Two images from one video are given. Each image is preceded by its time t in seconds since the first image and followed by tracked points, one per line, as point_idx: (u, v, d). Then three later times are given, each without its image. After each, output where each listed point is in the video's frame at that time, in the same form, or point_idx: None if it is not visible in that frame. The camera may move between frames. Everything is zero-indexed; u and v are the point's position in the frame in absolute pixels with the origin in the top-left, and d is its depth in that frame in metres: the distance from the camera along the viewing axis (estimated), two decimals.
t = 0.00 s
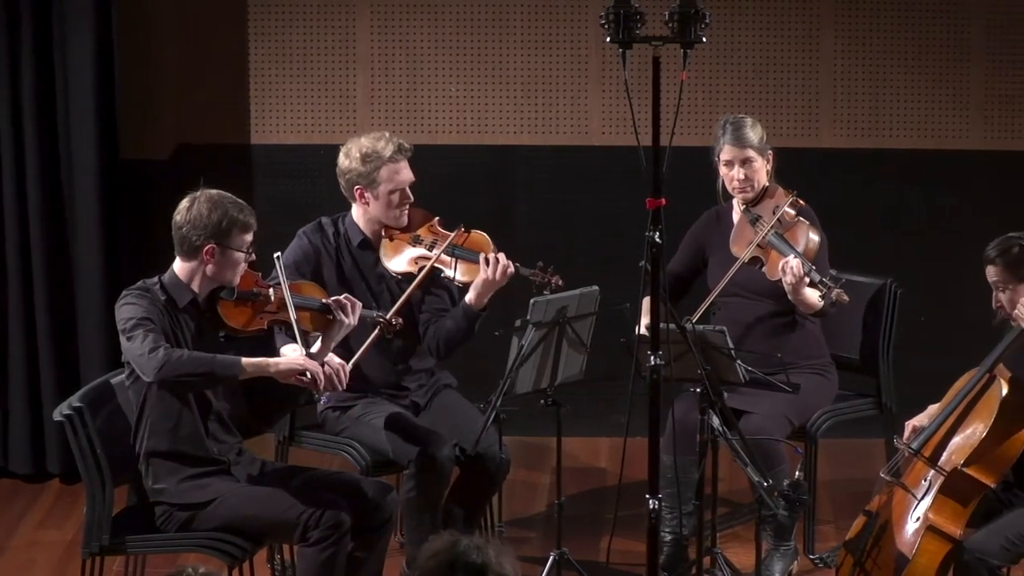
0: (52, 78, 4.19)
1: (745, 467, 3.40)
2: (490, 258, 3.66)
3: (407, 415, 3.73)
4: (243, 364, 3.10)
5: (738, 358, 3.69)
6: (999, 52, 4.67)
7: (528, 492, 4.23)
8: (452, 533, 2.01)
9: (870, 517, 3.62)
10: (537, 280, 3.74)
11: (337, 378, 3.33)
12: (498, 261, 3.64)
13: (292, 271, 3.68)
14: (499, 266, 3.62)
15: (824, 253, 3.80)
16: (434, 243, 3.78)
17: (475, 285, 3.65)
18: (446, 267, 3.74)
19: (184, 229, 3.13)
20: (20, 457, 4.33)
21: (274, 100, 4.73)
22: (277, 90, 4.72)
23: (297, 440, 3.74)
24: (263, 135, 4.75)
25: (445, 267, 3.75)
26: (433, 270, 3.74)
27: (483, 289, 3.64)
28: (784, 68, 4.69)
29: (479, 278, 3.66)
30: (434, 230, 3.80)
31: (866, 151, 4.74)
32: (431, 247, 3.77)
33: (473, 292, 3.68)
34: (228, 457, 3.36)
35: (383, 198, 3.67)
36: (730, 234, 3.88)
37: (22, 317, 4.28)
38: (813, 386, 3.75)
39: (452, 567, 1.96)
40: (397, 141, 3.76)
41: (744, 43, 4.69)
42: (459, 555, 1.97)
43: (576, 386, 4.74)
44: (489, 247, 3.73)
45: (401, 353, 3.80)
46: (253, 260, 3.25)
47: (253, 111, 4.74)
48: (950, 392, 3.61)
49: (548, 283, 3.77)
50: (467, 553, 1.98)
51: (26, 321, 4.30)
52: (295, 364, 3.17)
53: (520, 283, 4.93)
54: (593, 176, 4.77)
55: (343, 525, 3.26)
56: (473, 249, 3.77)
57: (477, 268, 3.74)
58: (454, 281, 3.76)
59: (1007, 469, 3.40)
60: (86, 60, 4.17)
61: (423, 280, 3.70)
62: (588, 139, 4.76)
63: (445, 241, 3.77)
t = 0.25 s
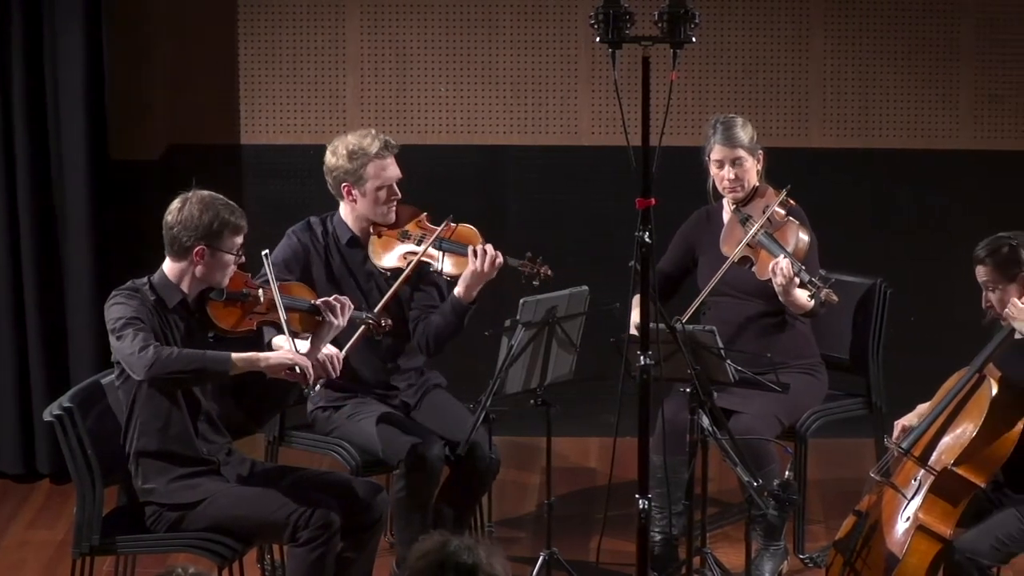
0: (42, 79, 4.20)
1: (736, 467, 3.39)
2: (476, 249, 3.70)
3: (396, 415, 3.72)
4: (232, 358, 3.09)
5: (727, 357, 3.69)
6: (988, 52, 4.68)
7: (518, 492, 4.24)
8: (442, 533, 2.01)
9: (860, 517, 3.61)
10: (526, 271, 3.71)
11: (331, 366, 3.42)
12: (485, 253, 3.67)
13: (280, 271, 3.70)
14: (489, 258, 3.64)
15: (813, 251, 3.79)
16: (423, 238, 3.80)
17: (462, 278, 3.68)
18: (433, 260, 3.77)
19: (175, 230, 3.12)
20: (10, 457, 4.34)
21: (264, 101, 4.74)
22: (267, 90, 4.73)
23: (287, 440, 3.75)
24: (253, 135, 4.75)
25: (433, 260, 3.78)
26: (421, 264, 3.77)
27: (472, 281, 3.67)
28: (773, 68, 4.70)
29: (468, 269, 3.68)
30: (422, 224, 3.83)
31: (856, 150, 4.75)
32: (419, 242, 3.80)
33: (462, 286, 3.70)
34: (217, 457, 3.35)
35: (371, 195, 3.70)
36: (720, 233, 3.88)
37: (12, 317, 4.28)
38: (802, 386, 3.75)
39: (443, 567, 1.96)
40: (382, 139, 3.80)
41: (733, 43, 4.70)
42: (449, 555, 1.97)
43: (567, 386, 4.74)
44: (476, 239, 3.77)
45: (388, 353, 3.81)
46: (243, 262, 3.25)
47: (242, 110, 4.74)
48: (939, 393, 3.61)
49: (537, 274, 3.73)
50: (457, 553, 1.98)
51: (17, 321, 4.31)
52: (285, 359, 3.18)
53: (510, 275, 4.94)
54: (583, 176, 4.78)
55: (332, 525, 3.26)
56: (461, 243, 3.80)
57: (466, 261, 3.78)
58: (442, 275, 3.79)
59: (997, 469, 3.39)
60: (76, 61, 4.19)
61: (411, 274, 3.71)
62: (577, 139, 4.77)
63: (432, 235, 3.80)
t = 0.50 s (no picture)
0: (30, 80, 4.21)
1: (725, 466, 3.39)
2: (465, 243, 3.71)
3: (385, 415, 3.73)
4: (223, 358, 3.09)
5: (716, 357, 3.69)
6: (976, 52, 4.69)
7: (507, 492, 4.24)
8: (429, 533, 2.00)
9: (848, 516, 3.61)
10: (517, 263, 3.76)
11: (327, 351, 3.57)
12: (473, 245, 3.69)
13: (269, 268, 3.71)
14: (478, 250, 3.68)
15: (803, 254, 3.80)
16: (412, 234, 3.83)
17: (452, 272, 3.69)
18: (421, 255, 3.81)
19: (169, 232, 3.12)
20: None
21: (252, 101, 4.74)
22: (255, 90, 4.73)
23: (276, 441, 3.75)
24: (242, 135, 4.76)
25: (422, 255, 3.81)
26: (410, 259, 3.79)
27: (461, 274, 3.68)
28: (761, 68, 4.71)
29: (457, 263, 3.69)
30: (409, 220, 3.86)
31: (844, 150, 4.75)
32: (408, 238, 3.82)
33: (451, 280, 3.70)
34: (206, 457, 3.35)
35: (359, 192, 3.69)
36: (709, 233, 3.88)
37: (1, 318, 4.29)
38: (791, 386, 3.74)
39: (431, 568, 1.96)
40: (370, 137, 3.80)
41: (722, 43, 4.70)
42: (438, 555, 1.95)
43: (557, 386, 4.75)
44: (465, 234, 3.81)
45: (376, 352, 3.81)
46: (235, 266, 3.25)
47: (230, 111, 4.75)
48: (928, 391, 3.61)
49: (525, 266, 3.77)
50: (446, 553, 1.96)
51: (6, 321, 4.32)
52: (274, 358, 3.17)
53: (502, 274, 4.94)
54: (572, 176, 4.79)
55: (320, 526, 3.26)
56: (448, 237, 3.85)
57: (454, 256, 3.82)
58: (430, 269, 3.83)
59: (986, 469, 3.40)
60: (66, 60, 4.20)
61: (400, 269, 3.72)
62: (566, 139, 4.77)
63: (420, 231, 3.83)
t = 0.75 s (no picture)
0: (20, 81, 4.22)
1: (715, 466, 3.38)
2: (458, 243, 3.74)
3: (375, 414, 3.73)
4: (216, 356, 3.10)
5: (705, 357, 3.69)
6: (965, 52, 4.70)
7: (497, 492, 4.25)
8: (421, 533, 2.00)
9: (838, 516, 3.60)
10: (510, 263, 3.76)
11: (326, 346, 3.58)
12: (465, 245, 3.71)
13: (258, 267, 3.71)
14: (471, 250, 3.68)
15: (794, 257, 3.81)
16: (403, 234, 3.85)
17: (445, 272, 3.71)
18: (413, 255, 3.82)
19: (162, 233, 3.12)
20: None
21: (242, 101, 4.74)
22: (244, 90, 4.73)
23: (266, 441, 3.76)
24: (232, 135, 4.76)
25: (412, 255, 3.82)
26: (401, 258, 3.81)
27: (453, 274, 3.70)
28: (750, 67, 4.72)
29: (449, 262, 3.71)
30: (401, 220, 3.87)
31: (834, 150, 4.76)
32: (399, 238, 3.84)
33: (444, 280, 3.72)
34: (196, 458, 3.34)
35: (351, 192, 3.70)
36: (699, 233, 3.88)
37: None
38: (781, 386, 3.74)
39: (422, 568, 1.96)
40: (363, 136, 3.79)
41: (711, 43, 4.71)
42: (429, 555, 1.96)
43: (546, 386, 4.75)
44: (456, 235, 3.83)
45: (366, 353, 3.82)
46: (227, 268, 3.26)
47: (220, 111, 4.75)
48: (919, 392, 3.60)
49: (518, 266, 3.78)
50: (437, 553, 1.96)
51: None
52: (265, 357, 3.18)
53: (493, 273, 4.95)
54: (561, 176, 4.79)
55: (310, 527, 3.26)
56: (440, 237, 3.87)
57: (445, 256, 3.83)
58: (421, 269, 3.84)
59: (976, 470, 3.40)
60: (59, 60, 4.21)
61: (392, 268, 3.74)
62: (555, 139, 4.78)
63: (411, 230, 3.84)
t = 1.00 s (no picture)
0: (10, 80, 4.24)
1: (705, 466, 3.38)
2: (451, 244, 3.71)
3: (365, 414, 3.73)
4: (208, 347, 3.11)
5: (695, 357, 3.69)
6: (956, 52, 4.70)
7: (487, 492, 4.25)
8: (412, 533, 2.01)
9: (828, 515, 3.60)
10: (503, 267, 3.72)
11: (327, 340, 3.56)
12: (458, 246, 3.69)
13: (250, 266, 3.69)
14: (463, 251, 3.67)
15: (785, 258, 3.80)
16: (396, 235, 3.84)
17: (437, 272, 3.68)
18: (406, 255, 3.81)
19: (152, 234, 3.11)
20: None
21: (232, 101, 4.74)
22: (235, 90, 4.73)
23: (256, 441, 3.76)
24: (221, 135, 4.76)
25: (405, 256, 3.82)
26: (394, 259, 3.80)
27: (445, 275, 3.67)
28: (740, 67, 4.72)
29: (442, 263, 3.69)
30: (394, 221, 3.87)
31: (824, 150, 4.76)
32: (393, 239, 3.83)
33: (436, 281, 3.70)
34: (187, 458, 3.32)
35: (345, 192, 3.71)
36: (689, 233, 3.88)
37: None
38: (770, 386, 3.74)
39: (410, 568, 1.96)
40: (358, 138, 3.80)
41: (701, 43, 4.71)
42: (417, 556, 1.98)
43: (536, 386, 4.75)
44: (449, 235, 3.83)
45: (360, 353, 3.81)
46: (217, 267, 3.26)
47: (210, 111, 4.75)
48: (910, 391, 3.59)
49: (512, 268, 3.76)
50: (426, 553, 1.99)
51: None
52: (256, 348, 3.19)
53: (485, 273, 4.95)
54: (551, 176, 4.79)
55: (300, 527, 3.26)
56: (432, 238, 3.85)
57: (437, 257, 3.81)
58: (414, 270, 3.83)
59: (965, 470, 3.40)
60: (50, 61, 4.22)
61: (384, 269, 3.73)
62: (545, 139, 4.78)
63: (405, 231, 3.83)
